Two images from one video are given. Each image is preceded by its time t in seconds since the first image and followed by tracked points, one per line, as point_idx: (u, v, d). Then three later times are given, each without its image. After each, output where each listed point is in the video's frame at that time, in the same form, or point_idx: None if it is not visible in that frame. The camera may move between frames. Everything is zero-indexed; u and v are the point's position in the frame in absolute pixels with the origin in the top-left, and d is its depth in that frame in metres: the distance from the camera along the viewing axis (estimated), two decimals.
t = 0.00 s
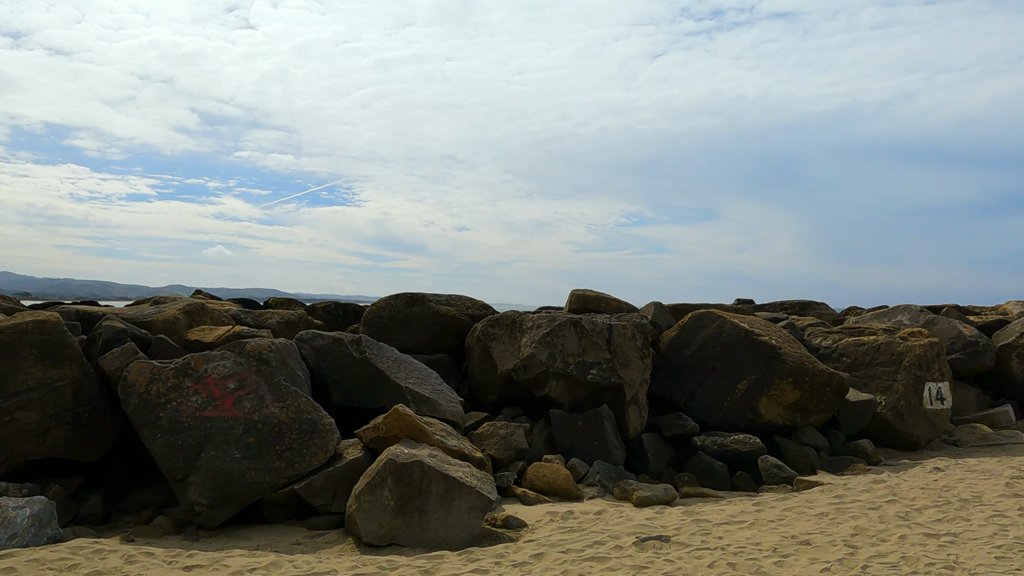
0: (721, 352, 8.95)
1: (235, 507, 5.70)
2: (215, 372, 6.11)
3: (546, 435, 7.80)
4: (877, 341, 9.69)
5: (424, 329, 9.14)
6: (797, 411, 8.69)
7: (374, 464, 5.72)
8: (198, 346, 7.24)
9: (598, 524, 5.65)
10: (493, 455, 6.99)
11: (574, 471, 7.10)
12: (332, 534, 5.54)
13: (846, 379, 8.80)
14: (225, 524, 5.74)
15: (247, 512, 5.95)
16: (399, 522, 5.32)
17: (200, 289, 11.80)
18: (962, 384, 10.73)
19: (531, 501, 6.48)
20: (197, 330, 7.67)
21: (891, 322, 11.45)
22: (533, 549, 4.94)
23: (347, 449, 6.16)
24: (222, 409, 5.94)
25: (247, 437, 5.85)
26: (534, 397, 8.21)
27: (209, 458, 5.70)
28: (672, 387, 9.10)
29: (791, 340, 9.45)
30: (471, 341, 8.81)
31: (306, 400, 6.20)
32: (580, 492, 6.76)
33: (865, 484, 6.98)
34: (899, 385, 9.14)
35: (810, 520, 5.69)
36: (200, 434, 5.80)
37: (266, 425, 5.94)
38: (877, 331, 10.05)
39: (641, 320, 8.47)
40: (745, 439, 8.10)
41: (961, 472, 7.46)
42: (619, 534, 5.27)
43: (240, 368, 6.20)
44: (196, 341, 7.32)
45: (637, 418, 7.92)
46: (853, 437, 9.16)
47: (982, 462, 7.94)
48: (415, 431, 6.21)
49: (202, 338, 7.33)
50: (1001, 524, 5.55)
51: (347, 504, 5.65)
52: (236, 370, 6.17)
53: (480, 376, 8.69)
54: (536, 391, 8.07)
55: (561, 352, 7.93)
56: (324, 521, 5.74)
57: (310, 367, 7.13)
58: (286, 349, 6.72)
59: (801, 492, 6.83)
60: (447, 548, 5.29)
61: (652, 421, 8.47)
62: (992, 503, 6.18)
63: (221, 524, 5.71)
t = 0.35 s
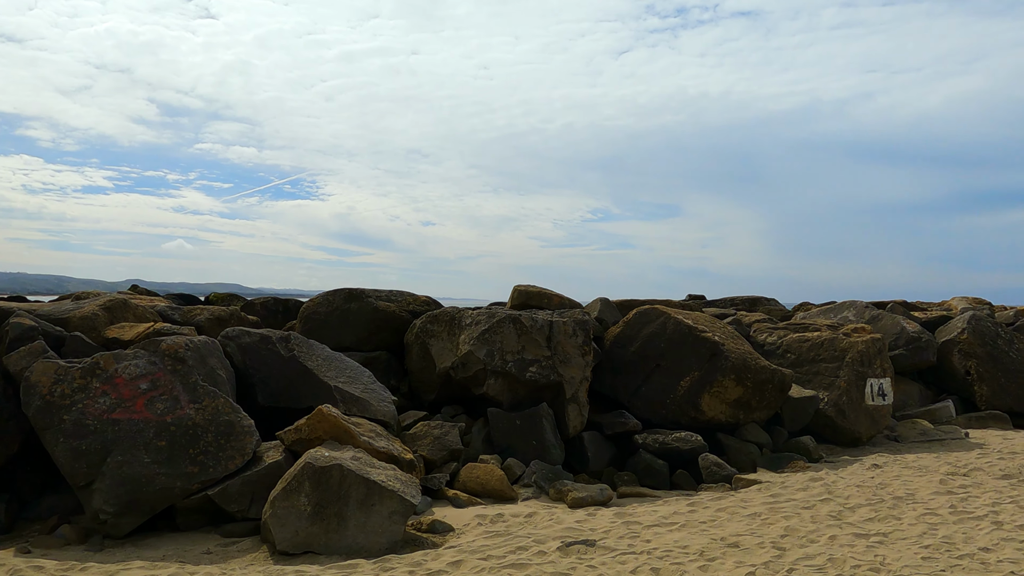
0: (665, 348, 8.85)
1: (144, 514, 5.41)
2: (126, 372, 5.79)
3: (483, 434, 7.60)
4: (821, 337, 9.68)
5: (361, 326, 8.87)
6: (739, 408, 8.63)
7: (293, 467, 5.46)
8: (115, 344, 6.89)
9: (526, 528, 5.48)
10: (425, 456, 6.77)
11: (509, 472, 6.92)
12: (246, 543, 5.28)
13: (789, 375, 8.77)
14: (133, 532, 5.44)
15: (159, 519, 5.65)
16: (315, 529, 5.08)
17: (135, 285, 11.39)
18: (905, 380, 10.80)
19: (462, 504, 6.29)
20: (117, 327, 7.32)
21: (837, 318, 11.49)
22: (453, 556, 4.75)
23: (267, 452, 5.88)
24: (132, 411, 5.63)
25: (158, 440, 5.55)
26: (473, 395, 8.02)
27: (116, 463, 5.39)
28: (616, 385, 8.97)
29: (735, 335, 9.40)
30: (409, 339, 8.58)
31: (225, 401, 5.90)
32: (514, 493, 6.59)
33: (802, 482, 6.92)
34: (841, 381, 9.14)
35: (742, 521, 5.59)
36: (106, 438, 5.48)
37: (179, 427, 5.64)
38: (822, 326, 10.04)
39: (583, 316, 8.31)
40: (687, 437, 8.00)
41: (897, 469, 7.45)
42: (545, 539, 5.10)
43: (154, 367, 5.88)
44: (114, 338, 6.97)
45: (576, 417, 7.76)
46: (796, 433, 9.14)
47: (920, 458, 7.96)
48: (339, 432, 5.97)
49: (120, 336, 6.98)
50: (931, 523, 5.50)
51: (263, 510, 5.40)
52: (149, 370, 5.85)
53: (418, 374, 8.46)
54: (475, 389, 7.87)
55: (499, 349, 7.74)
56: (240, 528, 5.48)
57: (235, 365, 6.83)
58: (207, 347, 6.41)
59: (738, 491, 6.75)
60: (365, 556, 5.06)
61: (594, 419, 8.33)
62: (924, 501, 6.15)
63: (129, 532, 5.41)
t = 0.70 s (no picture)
0: (607, 348, 8.75)
1: (43, 527, 5.10)
2: (28, 376, 5.47)
3: (418, 438, 7.40)
4: (764, 337, 9.67)
5: (296, 326, 8.61)
6: (681, 409, 8.56)
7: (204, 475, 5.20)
8: (25, 345, 6.55)
9: (449, 535, 5.30)
10: (353, 461, 6.55)
11: (442, 477, 6.73)
12: (153, 555, 5.02)
13: (731, 376, 8.72)
14: (32, 546, 5.13)
15: (62, 531, 5.35)
16: (224, 539, 4.83)
17: (67, 284, 10.96)
18: (848, 379, 10.86)
19: (389, 511, 6.08)
20: (29, 327, 6.96)
21: (783, 317, 11.52)
22: (366, 567, 4.54)
23: (180, 459, 5.60)
24: (32, 417, 5.31)
25: (59, 447, 5.24)
26: (408, 397, 7.81)
27: (12, 472, 5.08)
28: (558, 386, 8.84)
29: (679, 335, 9.33)
30: (345, 339, 8.34)
31: (135, 405, 5.60)
32: (444, 499, 6.40)
33: (738, 483, 6.84)
34: (783, 381, 9.12)
35: (671, 525, 5.47)
36: (2, 446, 5.17)
37: (83, 434, 5.33)
38: (766, 326, 10.03)
39: (523, 316, 8.15)
40: (627, 438, 7.89)
41: (834, 469, 7.43)
42: (466, 547, 4.92)
43: (58, 370, 5.57)
44: (24, 340, 6.62)
45: (514, 419, 7.60)
46: (738, 433, 9.11)
47: (858, 458, 7.96)
48: (257, 437, 5.71)
49: (31, 337, 6.63)
50: (860, 525, 5.45)
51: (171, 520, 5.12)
52: (53, 373, 5.54)
53: (354, 375, 8.23)
54: (410, 391, 7.66)
55: (435, 350, 7.54)
56: (148, 539, 5.21)
57: (153, 368, 6.53)
58: (120, 349, 6.10)
59: (673, 493, 6.64)
60: (276, 567, 4.83)
61: (534, 420, 8.18)
62: (856, 502, 6.10)
63: (26, 546, 5.10)
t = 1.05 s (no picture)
0: (551, 348, 8.61)
1: None
2: None
3: (353, 441, 7.17)
4: (710, 336, 9.62)
5: (230, 326, 8.31)
6: (625, 409, 8.45)
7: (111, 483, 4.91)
8: None
9: (373, 545, 5.09)
10: (280, 466, 6.30)
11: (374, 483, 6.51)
12: (54, 570, 4.73)
13: (676, 375, 8.64)
14: None
15: None
16: (128, 553, 4.56)
17: None
18: (795, 377, 10.90)
19: (316, 518, 5.85)
20: None
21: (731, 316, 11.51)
22: None
23: (89, 467, 5.30)
24: None
25: None
26: (344, 399, 7.57)
27: None
28: (501, 387, 8.67)
29: (625, 335, 9.23)
30: (279, 340, 8.07)
31: (40, 411, 5.28)
32: (375, 505, 6.18)
33: (678, 485, 6.74)
34: (729, 380, 9.08)
35: (604, 530, 5.34)
36: None
37: None
38: (712, 325, 9.99)
39: (464, 315, 7.95)
40: (569, 440, 7.76)
41: (775, 469, 7.38)
42: (387, 558, 4.72)
43: None
44: None
45: (453, 421, 7.40)
46: (684, 433, 9.04)
47: (799, 457, 7.94)
48: (172, 444, 5.44)
49: None
50: (794, 527, 5.37)
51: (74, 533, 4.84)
52: None
53: (288, 377, 7.96)
54: (345, 393, 7.43)
55: (370, 351, 7.32)
56: (51, 553, 4.92)
57: (67, 370, 6.20)
58: (28, 350, 5.76)
59: (611, 496, 6.52)
60: None
61: (475, 422, 8.00)
62: (793, 503, 6.03)
63: None
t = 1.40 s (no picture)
0: (500, 350, 8.39)
1: None
2: None
3: (289, 449, 6.88)
4: (664, 337, 9.49)
5: (164, 328, 7.97)
6: (576, 412, 8.27)
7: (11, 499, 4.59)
8: None
9: (296, 561, 4.83)
10: (207, 477, 6.01)
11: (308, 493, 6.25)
12: None
13: (627, 377, 8.49)
14: None
15: None
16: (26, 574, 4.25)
17: None
18: (750, 378, 10.83)
19: (243, 531, 5.57)
20: None
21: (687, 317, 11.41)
22: None
23: None
24: None
25: None
26: (282, 404, 7.28)
27: None
28: (449, 390, 8.44)
29: (577, 336, 9.06)
30: (216, 342, 7.75)
31: None
32: (308, 516, 5.92)
33: (624, 491, 6.57)
34: (681, 382, 8.95)
35: (541, 541, 5.14)
36: None
37: None
38: (666, 325, 9.86)
39: (409, 316, 7.70)
40: (516, 445, 7.56)
41: (724, 473, 7.26)
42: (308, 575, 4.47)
43: None
44: None
45: (395, 426, 7.15)
46: (636, 436, 8.90)
47: (750, 461, 7.83)
48: (85, 455, 5.12)
49: None
50: (736, 535, 5.22)
51: None
52: None
53: (225, 381, 7.65)
54: (283, 398, 7.14)
55: (308, 354, 7.04)
56: None
57: None
58: None
59: (554, 504, 6.33)
60: None
61: (420, 427, 7.75)
62: (738, 509, 5.89)
63: None
